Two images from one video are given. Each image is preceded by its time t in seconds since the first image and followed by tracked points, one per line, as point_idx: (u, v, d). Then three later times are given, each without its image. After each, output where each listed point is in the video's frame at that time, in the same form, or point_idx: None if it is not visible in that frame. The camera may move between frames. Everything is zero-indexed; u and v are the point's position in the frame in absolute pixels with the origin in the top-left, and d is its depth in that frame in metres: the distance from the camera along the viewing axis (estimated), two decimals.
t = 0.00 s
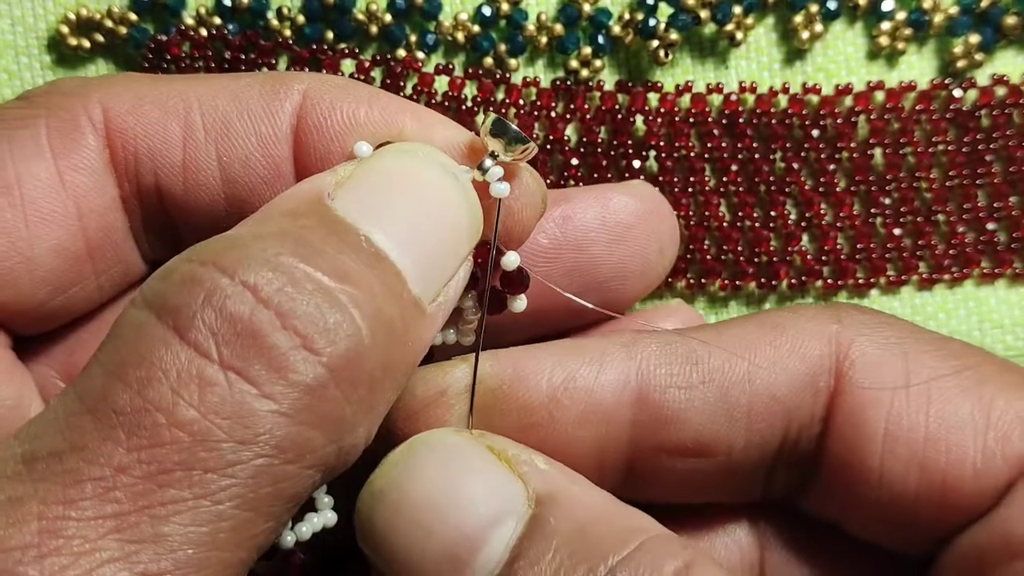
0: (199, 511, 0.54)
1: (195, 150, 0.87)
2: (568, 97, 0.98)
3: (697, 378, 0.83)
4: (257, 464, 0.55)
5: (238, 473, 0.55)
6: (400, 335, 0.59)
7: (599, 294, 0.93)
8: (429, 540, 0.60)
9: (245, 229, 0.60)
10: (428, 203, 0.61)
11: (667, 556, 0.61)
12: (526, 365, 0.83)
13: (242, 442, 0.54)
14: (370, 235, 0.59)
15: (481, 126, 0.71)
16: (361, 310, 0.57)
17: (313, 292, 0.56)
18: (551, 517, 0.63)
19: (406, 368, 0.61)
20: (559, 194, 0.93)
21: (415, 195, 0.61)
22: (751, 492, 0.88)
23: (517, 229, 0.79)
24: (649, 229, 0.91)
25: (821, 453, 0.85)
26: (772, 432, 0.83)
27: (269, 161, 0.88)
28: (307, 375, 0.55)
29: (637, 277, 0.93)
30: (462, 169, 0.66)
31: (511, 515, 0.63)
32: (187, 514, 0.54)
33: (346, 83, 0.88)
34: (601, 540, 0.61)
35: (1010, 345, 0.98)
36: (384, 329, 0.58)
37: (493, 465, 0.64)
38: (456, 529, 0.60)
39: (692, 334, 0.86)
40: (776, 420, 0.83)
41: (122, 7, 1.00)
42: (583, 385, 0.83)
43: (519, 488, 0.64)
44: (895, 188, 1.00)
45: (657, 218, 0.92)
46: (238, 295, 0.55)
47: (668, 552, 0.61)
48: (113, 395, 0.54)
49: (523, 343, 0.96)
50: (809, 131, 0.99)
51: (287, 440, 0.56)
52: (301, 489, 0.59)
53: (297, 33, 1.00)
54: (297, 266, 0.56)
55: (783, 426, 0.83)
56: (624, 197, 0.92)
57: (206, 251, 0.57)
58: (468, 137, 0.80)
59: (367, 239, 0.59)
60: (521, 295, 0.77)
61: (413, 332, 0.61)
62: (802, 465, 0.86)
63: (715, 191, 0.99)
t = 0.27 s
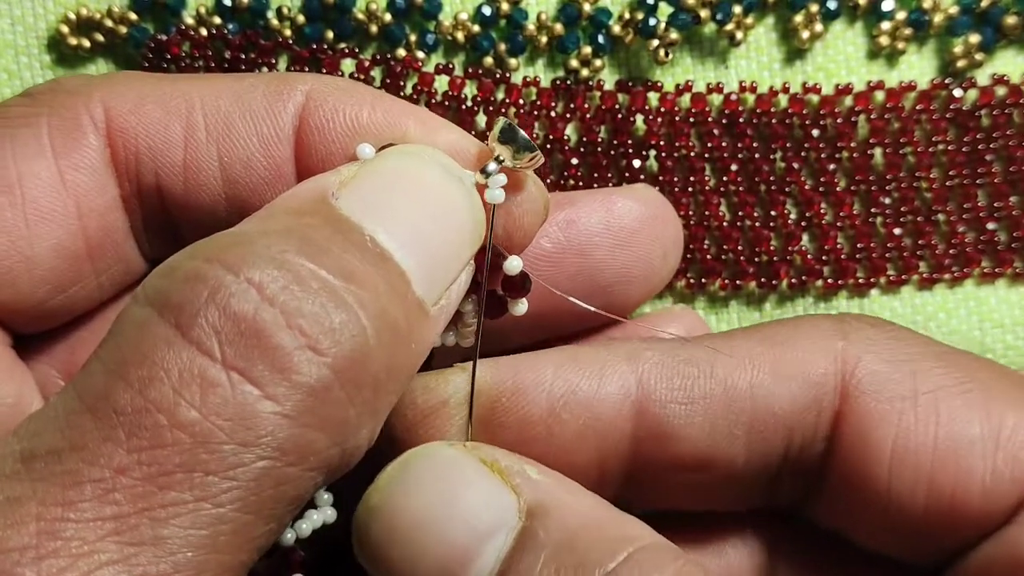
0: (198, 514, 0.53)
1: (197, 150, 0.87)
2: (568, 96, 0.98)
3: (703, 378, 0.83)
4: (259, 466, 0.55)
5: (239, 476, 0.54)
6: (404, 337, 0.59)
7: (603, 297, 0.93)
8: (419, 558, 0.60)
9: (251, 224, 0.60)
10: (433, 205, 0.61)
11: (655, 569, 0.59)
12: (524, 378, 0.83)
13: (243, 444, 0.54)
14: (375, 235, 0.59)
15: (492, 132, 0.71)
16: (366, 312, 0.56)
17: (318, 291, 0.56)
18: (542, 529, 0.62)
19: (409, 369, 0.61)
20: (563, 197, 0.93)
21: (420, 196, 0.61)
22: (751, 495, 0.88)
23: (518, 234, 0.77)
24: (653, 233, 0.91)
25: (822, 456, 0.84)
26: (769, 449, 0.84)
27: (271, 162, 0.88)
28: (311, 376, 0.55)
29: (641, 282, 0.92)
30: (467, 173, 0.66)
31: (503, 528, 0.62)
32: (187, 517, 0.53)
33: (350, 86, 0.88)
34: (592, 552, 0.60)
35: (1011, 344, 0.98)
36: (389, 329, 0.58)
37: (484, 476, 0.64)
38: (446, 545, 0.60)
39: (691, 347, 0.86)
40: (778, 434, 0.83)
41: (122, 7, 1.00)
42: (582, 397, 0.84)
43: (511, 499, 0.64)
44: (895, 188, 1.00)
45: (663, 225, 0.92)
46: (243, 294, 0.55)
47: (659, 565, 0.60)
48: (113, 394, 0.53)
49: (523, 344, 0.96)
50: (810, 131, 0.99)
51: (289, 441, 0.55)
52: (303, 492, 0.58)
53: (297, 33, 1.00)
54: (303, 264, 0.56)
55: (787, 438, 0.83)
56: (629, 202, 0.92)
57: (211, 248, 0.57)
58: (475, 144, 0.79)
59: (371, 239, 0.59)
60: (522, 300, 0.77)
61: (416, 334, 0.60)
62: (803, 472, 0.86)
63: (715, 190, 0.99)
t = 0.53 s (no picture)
0: (196, 516, 0.53)
1: (198, 151, 0.87)
2: (568, 97, 0.98)
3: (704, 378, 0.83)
4: (257, 468, 0.55)
5: (237, 478, 0.54)
6: (404, 338, 0.59)
7: (604, 298, 0.93)
8: (420, 554, 0.61)
9: (251, 224, 0.60)
10: (432, 207, 0.61)
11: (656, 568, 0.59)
12: (527, 375, 0.84)
13: (242, 445, 0.54)
14: (375, 236, 0.59)
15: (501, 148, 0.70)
16: (366, 313, 0.57)
17: (318, 292, 0.56)
18: (543, 527, 0.62)
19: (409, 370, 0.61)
20: (563, 198, 0.93)
21: (419, 198, 0.61)
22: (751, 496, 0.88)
23: (516, 237, 0.77)
24: (653, 234, 0.91)
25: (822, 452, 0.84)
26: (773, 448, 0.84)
27: (270, 163, 0.88)
28: (311, 377, 0.55)
29: (641, 283, 0.92)
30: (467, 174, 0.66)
31: (504, 525, 0.62)
32: (183, 518, 0.53)
33: (350, 87, 0.88)
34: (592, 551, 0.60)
35: (1011, 345, 0.98)
36: (389, 330, 0.58)
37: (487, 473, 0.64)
38: (446, 543, 0.60)
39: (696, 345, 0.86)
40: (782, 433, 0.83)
41: (122, 8, 1.00)
42: (586, 395, 0.83)
43: (513, 496, 0.64)
44: (895, 188, 1.00)
45: (662, 225, 0.92)
46: (241, 295, 0.55)
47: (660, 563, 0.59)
48: (112, 396, 0.54)
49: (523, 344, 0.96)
50: (810, 131, 0.99)
51: (288, 443, 0.55)
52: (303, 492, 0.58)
53: (297, 34, 1.00)
54: (302, 265, 0.56)
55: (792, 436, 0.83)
56: (629, 203, 0.91)
57: (210, 248, 0.57)
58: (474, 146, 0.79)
59: (372, 240, 0.59)
60: (521, 300, 0.77)
61: (416, 335, 0.60)
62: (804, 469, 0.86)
63: (716, 191, 0.99)
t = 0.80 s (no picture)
0: (198, 521, 0.53)
1: (199, 152, 0.87)
2: (568, 97, 0.98)
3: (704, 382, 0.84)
4: (259, 473, 0.54)
5: (240, 482, 0.54)
6: (405, 343, 0.59)
7: (604, 303, 0.93)
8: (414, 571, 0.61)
9: (254, 226, 0.60)
10: (431, 214, 0.62)
11: None
12: (520, 390, 0.84)
13: (245, 449, 0.54)
14: (378, 241, 0.59)
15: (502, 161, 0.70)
16: (369, 316, 0.57)
17: (322, 295, 0.55)
18: (533, 543, 0.62)
19: (411, 375, 0.61)
20: (565, 200, 0.93)
21: (420, 205, 0.62)
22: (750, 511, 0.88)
23: (512, 246, 0.77)
24: (655, 239, 0.91)
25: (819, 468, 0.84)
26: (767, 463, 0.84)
27: (272, 165, 0.88)
28: (314, 381, 0.55)
29: (642, 288, 0.93)
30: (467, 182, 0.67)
31: (495, 541, 0.62)
32: (185, 523, 0.53)
33: (352, 88, 0.88)
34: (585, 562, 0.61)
35: (1011, 345, 0.98)
36: (392, 335, 0.58)
37: (477, 488, 0.64)
38: (437, 563, 0.61)
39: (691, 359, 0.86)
40: (774, 449, 0.83)
41: (122, 8, 1.00)
42: (579, 410, 0.84)
43: (502, 510, 0.63)
44: (895, 188, 1.00)
45: (664, 230, 0.92)
46: (246, 297, 0.54)
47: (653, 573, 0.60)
48: (114, 398, 0.53)
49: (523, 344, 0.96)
50: (810, 131, 0.99)
51: (291, 447, 0.55)
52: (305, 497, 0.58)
53: (297, 34, 1.00)
54: (306, 268, 0.56)
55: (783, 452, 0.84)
56: (630, 207, 0.92)
57: (214, 250, 0.57)
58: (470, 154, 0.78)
59: (375, 245, 0.59)
60: (515, 312, 0.76)
61: (417, 340, 0.60)
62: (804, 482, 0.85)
63: (716, 190, 0.99)
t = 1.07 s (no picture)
0: (198, 528, 0.53)
1: (199, 157, 0.87)
2: (568, 97, 0.98)
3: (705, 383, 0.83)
4: (262, 479, 0.54)
5: (241, 489, 0.54)
6: (407, 349, 0.59)
7: (603, 309, 0.94)
8: (428, 562, 0.60)
9: (260, 227, 0.60)
10: (431, 223, 0.62)
11: None
12: (538, 385, 0.83)
13: (247, 456, 0.53)
14: (379, 247, 0.60)
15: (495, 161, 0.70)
16: (372, 323, 0.56)
17: (327, 299, 0.55)
18: (546, 536, 0.62)
19: (411, 381, 0.61)
20: (564, 206, 0.92)
21: (421, 213, 0.62)
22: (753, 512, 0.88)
23: (509, 258, 0.77)
24: (654, 246, 0.91)
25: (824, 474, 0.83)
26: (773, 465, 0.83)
27: (272, 170, 0.88)
28: (317, 387, 0.54)
29: (642, 295, 0.93)
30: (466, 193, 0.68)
31: (508, 535, 0.62)
32: (187, 530, 0.53)
33: (355, 94, 0.88)
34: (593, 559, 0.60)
35: (1011, 345, 0.98)
36: (394, 340, 0.57)
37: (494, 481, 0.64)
38: (452, 554, 0.60)
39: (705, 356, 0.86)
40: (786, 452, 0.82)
41: (122, 8, 1.00)
42: (594, 404, 0.84)
43: (517, 504, 0.64)
44: (895, 189, 1.00)
45: (664, 237, 0.92)
46: (253, 298, 0.54)
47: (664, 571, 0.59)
48: (115, 402, 0.53)
49: (523, 345, 0.96)
50: (810, 132, 0.99)
51: (293, 454, 0.54)
52: (306, 503, 0.58)
53: (297, 34, 1.00)
54: (310, 272, 0.55)
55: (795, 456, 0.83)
56: (630, 215, 0.92)
57: (218, 251, 0.56)
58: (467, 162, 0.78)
59: (376, 251, 0.59)
60: (512, 321, 0.76)
61: (418, 346, 0.60)
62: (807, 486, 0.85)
63: (716, 191, 0.99)
